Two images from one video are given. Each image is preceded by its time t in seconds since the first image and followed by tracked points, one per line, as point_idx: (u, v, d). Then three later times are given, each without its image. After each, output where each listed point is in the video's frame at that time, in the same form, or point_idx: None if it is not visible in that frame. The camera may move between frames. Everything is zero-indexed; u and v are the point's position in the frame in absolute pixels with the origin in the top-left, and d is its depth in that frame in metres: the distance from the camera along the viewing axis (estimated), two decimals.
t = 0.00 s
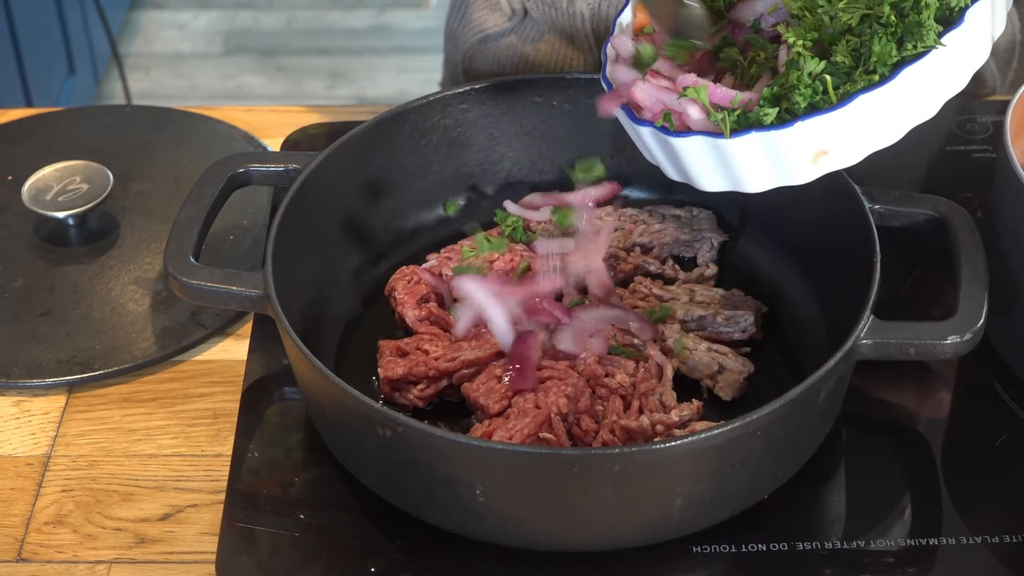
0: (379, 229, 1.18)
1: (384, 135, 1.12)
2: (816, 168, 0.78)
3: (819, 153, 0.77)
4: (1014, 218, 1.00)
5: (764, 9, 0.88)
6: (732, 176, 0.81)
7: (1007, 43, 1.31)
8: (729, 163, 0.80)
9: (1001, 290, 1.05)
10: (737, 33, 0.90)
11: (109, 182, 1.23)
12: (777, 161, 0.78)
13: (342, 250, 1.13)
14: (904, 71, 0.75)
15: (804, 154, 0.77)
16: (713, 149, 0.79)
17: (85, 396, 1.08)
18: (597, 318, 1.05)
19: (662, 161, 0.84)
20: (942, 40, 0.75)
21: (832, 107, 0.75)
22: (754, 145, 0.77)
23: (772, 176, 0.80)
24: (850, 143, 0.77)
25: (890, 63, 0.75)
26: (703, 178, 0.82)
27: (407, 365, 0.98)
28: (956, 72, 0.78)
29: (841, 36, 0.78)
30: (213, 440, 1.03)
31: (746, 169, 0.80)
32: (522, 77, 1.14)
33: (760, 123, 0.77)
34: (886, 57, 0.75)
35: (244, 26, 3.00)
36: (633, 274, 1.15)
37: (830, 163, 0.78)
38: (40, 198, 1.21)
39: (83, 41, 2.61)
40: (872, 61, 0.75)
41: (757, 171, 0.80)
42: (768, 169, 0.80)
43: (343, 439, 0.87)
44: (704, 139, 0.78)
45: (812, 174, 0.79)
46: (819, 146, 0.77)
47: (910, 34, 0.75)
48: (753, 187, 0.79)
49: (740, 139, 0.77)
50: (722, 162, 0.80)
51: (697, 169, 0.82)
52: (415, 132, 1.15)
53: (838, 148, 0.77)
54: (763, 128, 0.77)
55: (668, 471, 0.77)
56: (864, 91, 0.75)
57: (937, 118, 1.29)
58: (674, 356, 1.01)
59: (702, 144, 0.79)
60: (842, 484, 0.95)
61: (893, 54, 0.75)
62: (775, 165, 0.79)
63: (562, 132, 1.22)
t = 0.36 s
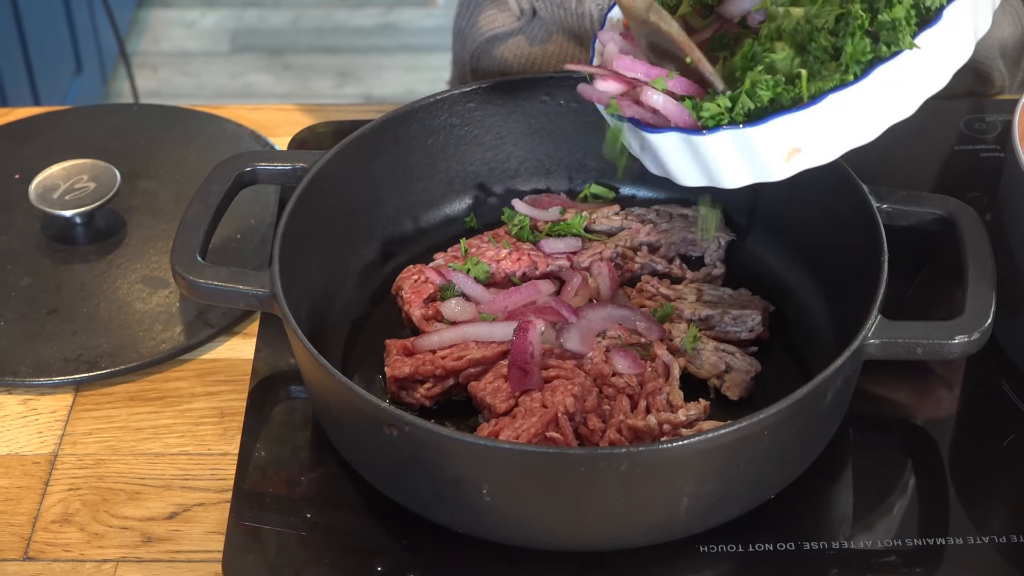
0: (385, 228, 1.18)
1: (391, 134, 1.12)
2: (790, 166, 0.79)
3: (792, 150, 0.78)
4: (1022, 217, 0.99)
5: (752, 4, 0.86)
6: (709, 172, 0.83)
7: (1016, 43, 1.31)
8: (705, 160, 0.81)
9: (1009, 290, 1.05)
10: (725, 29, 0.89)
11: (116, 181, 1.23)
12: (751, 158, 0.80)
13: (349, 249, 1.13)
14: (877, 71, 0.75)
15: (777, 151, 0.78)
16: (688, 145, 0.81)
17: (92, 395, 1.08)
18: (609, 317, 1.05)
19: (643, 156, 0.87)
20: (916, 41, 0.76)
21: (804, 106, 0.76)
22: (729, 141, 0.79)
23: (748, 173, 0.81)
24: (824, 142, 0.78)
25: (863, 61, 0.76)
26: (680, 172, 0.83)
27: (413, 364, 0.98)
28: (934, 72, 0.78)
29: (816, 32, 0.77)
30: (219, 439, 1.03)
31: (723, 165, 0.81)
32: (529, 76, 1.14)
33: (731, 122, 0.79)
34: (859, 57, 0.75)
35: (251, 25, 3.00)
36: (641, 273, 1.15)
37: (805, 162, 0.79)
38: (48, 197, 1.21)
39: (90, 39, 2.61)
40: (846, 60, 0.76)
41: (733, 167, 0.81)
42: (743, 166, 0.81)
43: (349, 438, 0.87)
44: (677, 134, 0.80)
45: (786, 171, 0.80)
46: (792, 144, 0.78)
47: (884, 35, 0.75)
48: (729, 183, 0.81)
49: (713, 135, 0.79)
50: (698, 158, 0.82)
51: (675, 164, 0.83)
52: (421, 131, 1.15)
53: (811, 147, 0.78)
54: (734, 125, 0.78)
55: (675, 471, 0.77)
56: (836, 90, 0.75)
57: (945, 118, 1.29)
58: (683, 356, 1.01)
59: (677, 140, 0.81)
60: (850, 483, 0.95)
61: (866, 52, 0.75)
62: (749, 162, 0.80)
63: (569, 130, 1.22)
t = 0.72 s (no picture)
0: (383, 227, 1.18)
1: (387, 133, 1.12)
2: (820, 172, 0.79)
3: (823, 157, 0.77)
4: (1019, 215, 0.99)
5: (769, 13, 0.87)
6: (737, 180, 0.82)
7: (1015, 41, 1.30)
8: (734, 168, 0.80)
9: (1006, 288, 1.05)
10: (741, 38, 0.90)
11: (114, 182, 1.23)
12: (783, 166, 0.79)
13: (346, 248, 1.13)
14: (908, 76, 0.74)
15: (808, 158, 0.77)
16: (716, 153, 0.80)
17: (90, 395, 1.08)
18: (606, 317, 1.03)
19: (671, 167, 0.85)
20: (945, 44, 0.75)
21: (836, 110, 0.75)
22: (759, 148, 0.78)
23: (777, 181, 0.81)
24: (853, 146, 0.77)
25: (892, 67, 0.74)
26: (708, 182, 0.82)
27: (409, 364, 0.99)
28: (961, 75, 0.78)
29: (843, 39, 0.78)
30: (217, 440, 1.03)
31: (751, 173, 0.80)
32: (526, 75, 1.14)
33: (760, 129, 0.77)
34: (886, 62, 0.74)
35: (253, 24, 3.00)
36: (638, 271, 1.15)
37: (835, 167, 0.78)
38: (45, 197, 1.21)
39: (91, 39, 2.62)
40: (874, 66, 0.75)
41: (763, 175, 0.80)
42: (773, 173, 0.80)
43: (345, 437, 0.87)
44: (706, 143, 0.79)
45: (817, 178, 0.79)
46: (824, 150, 0.77)
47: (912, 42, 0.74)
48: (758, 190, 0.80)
49: (742, 143, 0.77)
50: (727, 167, 0.81)
51: (703, 173, 0.82)
52: (417, 130, 1.15)
53: (842, 152, 0.77)
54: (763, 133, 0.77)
55: (670, 469, 0.77)
56: (869, 93, 0.74)
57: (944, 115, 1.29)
58: (679, 355, 1.02)
59: (705, 149, 0.80)
60: (847, 482, 0.95)
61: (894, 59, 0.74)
62: (780, 170, 0.79)
63: (566, 129, 1.22)
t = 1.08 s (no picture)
0: (370, 226, 1.18)
1: (375, 132, 1.12)
2: (831, 178, 0.78)
3: (834, 161, 0.77)
4: (1006, 211, 0.99)
5: (775, 16, 0.86)
6: (748, 190, 0.81)
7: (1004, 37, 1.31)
8: (743, 177, 0.80)
9: (994, 284, 1.05)
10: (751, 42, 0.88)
11: (103, 183, 1.23)
12: (795, 174, 0.78)
13: (333, 247, 1.13)
14: (915, 76, 0.74)
15: (819, 163, 0.77)
16: (726, 164, 0.79)
17: (78, 397, 1.08)
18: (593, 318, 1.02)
19: (681, 178, 0.84)
20: (951, 43, 0.75)
21: (844, 115, 0.75)
22: (768, 157, 0.77)
23: (789, 190, 0.80)
24: (865, 150, 0.77)
25: (897, 70, 0.75)
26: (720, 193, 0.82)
27: (397, 363, 0.99)
28: (971, 73, 0.78)
29: (850, 41, 0.78)
30: (206, 440, 1.03)
31: (762, 183, 0.80)
32: (514, 74, 1.14)
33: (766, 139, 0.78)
34: (893, 65, 0.74)
35: (247, 24, 3.00)
36: (626, 270, 1.15)
37: (846, 172, 0.78)
38: (34, 198, 1.21)
39: (85, 40, 2.61)
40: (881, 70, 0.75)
41: (775, 184, 0.80)
42: (785, 181, 0.79)
43: (331, 437, 0.87)
44: (716, 154, 0.78)
45: (829, 183, 0.79)
46: (834, 155, 0.77)
47: (918, 45, 0.74)
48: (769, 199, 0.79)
49: (751, 152, 0.77)
50: (737, 177, 0.80)
51: (713, 185, 0.82)
52: (405, 129, 1.15)
53: (854, 156, 0.77)
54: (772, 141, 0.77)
55: (657, 468, 0.77)
56: (875, 96, 0.74)
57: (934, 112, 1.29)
58: (667, 352, 1.02)
59: (715, 159, 0.79)
60: (835, 479, 0.95)
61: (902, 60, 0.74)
62: (791, 178, 0.79)
63: (555, 127, 1.22)
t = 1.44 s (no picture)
0: (371, 225, 1.18)
1: (375, 131, 1.12)
2: (799, 143, 0.78)
3: (802, 126, 0.77)
4: (1006, 210, 0.99)
5: None
6: (717, 151, 0.81)
7: (1005, 36, 1.31)
8: (712, 139, 0.80)
9: (994, 283, 1.05)
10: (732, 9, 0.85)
11: (103, 182, 1.23)
12: (762, 136, 0.78)
13: (333, 246, 1.13)
14: (889, 42, 0.74)
15: (786, 127, 0.77)
16: (695, 124, 0.79)
17: (79, 396, 1.08)
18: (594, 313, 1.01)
19: (654, 139, 0.85)
20: (925, 14, 0.75)
21: (813, 78, 0.74)
22: (736, 118, 0.77)
23: (756, 153, 0.80)
24: (834, 116, 0.77)
25: (870, 36, 0.74)
26: (690, 154, 0.82)
27: (397, 362, 0.99)
28: (947, 48, 0.77)
29: (826, 10, 0.78)
30: (207, 439, 1.03)
31: (730, 145, 0.80)
32: (513, 73, 1.14)
33: (736, 97, 0.77)
34: (866, 29, 0.74)
35: (249, 23, 3.00)
36: (626, 269, 1.15)
37: (815, 138, 0.78)
38: (35, 197, 1.21)
39: (86, 38, 2.61)
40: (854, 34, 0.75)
41: (742, 146, 0.80)
42: (752, 144, 0.79)
43: (331, 436, 0.87)
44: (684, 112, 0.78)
45: (796, 149, 0.78)
46: (802, 120, 0.76)
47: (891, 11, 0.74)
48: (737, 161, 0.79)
49: (719, 111, 0.77)
50: (707, 138, 0.80)
51: (684, 146, 0.82)
52: (406, 128, 1.15)
53: (821, 122, 0.77)
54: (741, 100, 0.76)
55: (657, 467, 0.77)
56: (846, 62, 0.74)
57: (934, 111, 1.29)
58: (668, 352, 1.02)
59: (684, 119, 0.79)
60: (836, 478, 0.95)
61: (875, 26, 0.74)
62: (758, 140, 0.79)
63: (556, 126, 1.22)
